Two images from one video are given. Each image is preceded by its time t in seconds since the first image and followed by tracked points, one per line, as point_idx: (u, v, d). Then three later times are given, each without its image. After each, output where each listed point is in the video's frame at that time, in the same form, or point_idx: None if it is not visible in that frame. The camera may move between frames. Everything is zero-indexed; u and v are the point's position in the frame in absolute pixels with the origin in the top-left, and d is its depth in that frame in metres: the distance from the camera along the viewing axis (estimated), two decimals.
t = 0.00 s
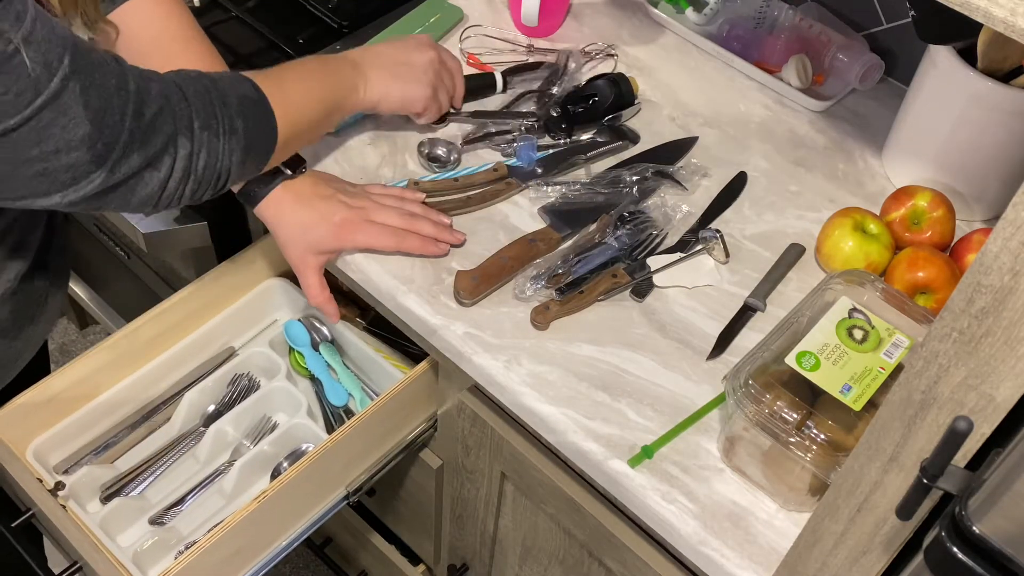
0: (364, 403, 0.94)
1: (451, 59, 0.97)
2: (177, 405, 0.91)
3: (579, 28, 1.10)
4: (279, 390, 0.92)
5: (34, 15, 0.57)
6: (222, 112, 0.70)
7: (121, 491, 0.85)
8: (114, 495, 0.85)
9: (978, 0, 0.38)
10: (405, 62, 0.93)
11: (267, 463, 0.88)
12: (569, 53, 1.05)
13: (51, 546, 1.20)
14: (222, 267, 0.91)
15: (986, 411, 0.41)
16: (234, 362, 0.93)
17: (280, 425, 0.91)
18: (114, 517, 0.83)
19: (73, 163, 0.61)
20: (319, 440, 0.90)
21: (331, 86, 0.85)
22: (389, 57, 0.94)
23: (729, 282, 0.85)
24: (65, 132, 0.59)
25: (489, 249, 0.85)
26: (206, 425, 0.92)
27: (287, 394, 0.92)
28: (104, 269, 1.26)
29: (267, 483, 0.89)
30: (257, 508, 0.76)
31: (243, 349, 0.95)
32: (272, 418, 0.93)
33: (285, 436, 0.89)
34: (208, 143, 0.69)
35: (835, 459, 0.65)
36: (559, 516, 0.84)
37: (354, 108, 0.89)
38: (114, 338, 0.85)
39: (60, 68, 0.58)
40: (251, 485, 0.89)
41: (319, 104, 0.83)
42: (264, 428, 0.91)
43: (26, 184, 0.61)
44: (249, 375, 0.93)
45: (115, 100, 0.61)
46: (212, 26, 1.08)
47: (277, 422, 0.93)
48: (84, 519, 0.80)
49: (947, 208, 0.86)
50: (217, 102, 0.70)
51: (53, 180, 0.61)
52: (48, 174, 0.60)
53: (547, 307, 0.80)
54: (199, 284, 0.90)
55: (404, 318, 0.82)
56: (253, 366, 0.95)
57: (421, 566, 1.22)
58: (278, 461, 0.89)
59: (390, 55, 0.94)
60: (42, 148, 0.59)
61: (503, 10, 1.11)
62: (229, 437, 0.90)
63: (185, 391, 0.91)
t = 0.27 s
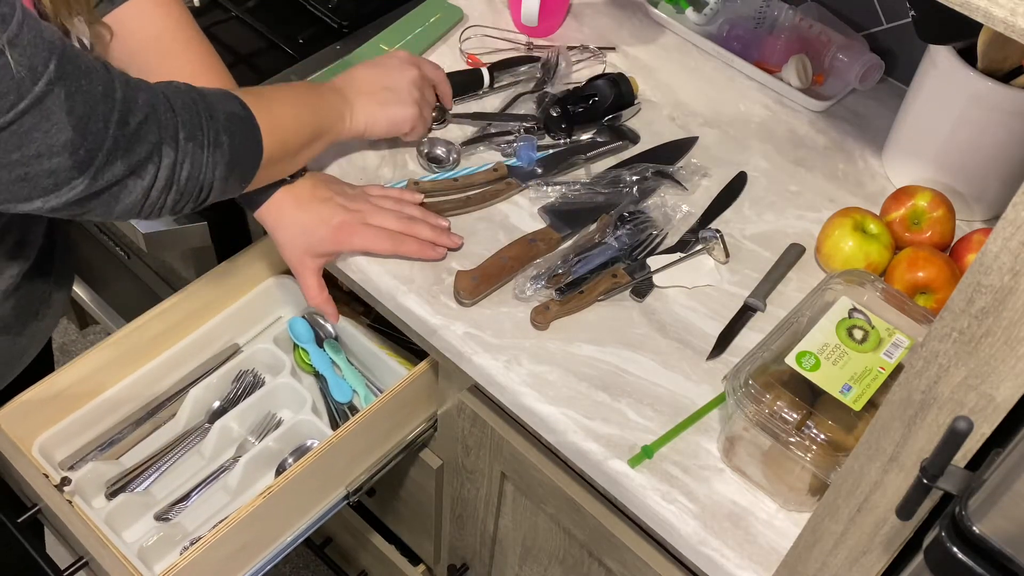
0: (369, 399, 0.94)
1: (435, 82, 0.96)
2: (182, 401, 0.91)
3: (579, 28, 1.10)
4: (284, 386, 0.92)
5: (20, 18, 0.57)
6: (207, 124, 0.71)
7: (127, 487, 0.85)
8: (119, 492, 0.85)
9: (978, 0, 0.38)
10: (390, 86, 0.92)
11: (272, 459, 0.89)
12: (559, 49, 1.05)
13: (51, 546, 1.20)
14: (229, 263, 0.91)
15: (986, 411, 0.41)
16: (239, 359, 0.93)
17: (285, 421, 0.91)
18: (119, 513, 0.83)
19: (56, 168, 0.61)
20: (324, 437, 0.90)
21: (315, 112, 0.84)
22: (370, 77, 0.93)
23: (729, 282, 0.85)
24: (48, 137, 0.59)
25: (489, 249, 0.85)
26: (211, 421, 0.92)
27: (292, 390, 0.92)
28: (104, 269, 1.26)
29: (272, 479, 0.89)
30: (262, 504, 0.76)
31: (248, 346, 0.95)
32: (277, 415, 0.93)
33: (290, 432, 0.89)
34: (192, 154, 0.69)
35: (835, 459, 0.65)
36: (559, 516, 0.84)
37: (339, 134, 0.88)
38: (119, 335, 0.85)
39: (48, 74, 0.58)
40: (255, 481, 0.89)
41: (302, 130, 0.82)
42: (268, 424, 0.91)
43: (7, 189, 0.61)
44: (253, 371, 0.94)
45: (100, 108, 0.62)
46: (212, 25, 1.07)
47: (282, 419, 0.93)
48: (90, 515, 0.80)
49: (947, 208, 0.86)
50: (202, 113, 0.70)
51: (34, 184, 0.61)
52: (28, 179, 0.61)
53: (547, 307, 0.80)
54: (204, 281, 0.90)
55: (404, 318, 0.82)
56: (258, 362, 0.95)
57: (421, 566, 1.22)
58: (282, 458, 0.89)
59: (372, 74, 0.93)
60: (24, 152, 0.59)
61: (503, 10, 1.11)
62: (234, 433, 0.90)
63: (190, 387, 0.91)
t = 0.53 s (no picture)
0: (371, 397, 0.94)
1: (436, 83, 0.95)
2: (184, 399, 0.91)
3: (579, 28, 1.10)
4: (286, 384, 0.92)
5: (17, 29, 0.57)
6: (203, 134, 0.71)
7: (130, 485, 0.85)
8: (122, 489, 0.85)
9: (978, 0, 0.38)
10: (391, 90, 0.92)
11: (275, 457, 0.89)
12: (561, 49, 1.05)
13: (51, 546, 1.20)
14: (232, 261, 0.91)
15: (986, 411, 0.41)
16: (241, 357, 0.93)
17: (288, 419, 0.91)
18: (123, 511, 0.83)
19: (49, 179, 0.61)
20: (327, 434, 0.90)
21: (315, 118, 0.84)
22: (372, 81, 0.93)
23: (729, 282, 0.85)
24: (41, 148, 0.59)
25: (489, 249, 0.85)
26: (214, 419, 0.92)
27: (294, 388, 0.92)
28: (104, 269, 1.26)
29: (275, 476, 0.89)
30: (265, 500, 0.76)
31: (251, 344, 0.95)
32: (280, 413, 0.92)
33: (293, 430, 0.89)
34: (186, 164, 0.69)
35: (835, 459, 0.65)
36: (559, 516, 0.84)
37: (338, 138, 0.88)
38: (122, 334, 0.85)
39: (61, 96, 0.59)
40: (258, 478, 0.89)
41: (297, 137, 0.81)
42: (271, 422, 0.92)
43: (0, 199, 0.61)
44: (256, 369, 0.94)
45: (94, 118, 0.62)
46: (212, 25, 1.07)
47: (285, 417, 0.93)
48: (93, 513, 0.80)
49: (947, 207, 0.86)
50: (198, 123, 0.70)
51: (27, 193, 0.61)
52: (22, 189, 0.61)
53: (547, 307, 0.80)
54: (207, 279, 0.90)
55: (404, 318, 0.82)
56: (260, 361, 0.95)
57: (421, 566, 1.22)
58: (286, 455, 0.89)
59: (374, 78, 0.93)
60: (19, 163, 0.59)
61: (503, 10, 1.11)
62: (237, 431, 0.90)
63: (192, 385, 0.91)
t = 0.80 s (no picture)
0: (372, 396, 0.93)
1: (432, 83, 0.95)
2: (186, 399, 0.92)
3: (579, 28, 1.10)
4: (287, 383, 0.92)
5: (22, 37, 0.57)
6: (208, 143, 0.71)
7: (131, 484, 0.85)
8: (123, 488, 0.85)
9: (978, 0, 0.38)
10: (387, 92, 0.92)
11: (276, 456, 0.89)
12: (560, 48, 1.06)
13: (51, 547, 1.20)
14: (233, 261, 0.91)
15: (986, 411, 0.41)
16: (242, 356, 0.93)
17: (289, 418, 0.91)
18: (124, 510, 0.83)
19: (53, 187, 0.61)
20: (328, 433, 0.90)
21: (317, 122, 0.83)
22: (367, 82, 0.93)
23: (729, 282, 0.85)
24: (46, 156, 0.59)
25: (489, 249, 0.85)
26: (215, 418, 0.92)
27: (295, 387, 0.92)
28: (104, 269, 1.26)
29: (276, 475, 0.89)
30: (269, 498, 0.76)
31: (252, 343, 0.95)
32: (281, 412, 0.93)
33: (295, 429, 0.89)
34: (190, 173, 0.70)
35: (835, 459, 0.65)
36: (559, 516, 0.84)
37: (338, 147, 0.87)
38: (123, 333, 0.85)
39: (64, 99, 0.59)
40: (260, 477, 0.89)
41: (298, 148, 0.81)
42: (273, 421, 0.92)
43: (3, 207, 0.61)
44: (257, 368, 0.94)
45: (99, 127, 0.62)
46: (212, 25, 1.07)
47: (286, 416, 0.93)
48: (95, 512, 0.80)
49: (947, 207, 0.86)
50: (204, 132, 0.71)
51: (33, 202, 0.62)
52: (25, 197, 0.61)
53: (547, 307, 0.80)
54: (208, 278, 0.90)
55: (404, 318, 0.82)
56: (261, 360, 0.95)
57: (421, 566, 1.22)
58: (287, 454, 0.89)
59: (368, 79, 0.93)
60: (26, 171, 0.59)
61: (503, 10, 1.11)
62: (238, 430, 0.90)
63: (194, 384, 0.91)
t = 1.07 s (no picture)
0: (372, 396, 0.93)
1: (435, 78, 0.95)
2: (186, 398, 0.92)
3: (579, 28, 1.10)
4: (287, 383, 0.92)
5: (20, 42, 0.57)
6: (205, 146, 0.71)
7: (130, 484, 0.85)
8: (123, 488, 0.85)
9: (978, 0, 0.38)
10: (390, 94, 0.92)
11: (276, 456, 0.89)
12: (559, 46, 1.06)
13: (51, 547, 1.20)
14: (233, 261, 0.91)
15: (986, 411, 0.41)
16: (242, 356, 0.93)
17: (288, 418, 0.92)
18: (124, 510, 0.83)
19: (48, 191, 0.61)
20: (328, 433, 0.90)
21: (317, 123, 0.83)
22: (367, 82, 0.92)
23: (729, 282, 0.85)
24: (42, 161, 0.59)
25: (489, 249, 0.85)
26: (215, 418, 0.92)
27: (295, 387, 0.92)
28: (103, 269, 1.26)
29: (276, 475, 0.89)
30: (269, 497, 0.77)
31: (252, 343, 0.95)
32: (281, 412, 0.93)
33: (295, 429, 0.89)
34: (187, 178, 0.69)
35: (835, 459, 0.65)
36: (559, 516, 0.84)
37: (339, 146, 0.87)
38: (123, 333, 0.85)
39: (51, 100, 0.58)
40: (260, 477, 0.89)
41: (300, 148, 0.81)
42: (272, 421, 0.92)
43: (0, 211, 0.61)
44: (257, 369, 0.94)
45: (95, 131, 0.62)
46: (212, 25, 1.07)
47: (286, 416, 0.93)
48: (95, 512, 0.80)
49: (947, 208, 0.86)
50: (201, 136, 0.70)
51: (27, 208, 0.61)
52: (21, 202, 0.61)
53: (547, 307, 0.80)
54: (209, 278, 0.90)
55: (404, 318, 0.82)
56: (261, 360, 0.95)
57: (421, 566, 1.22)
58: (286, 454, 0.89)
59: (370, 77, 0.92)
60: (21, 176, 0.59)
61: (503, 10, 1.11)
62: (238, 430, 0.91)
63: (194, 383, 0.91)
